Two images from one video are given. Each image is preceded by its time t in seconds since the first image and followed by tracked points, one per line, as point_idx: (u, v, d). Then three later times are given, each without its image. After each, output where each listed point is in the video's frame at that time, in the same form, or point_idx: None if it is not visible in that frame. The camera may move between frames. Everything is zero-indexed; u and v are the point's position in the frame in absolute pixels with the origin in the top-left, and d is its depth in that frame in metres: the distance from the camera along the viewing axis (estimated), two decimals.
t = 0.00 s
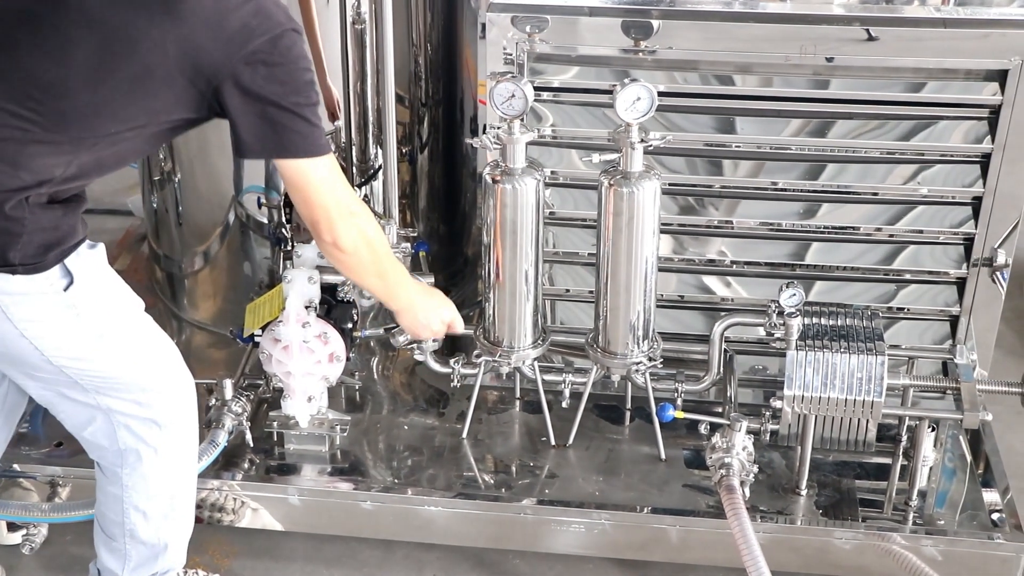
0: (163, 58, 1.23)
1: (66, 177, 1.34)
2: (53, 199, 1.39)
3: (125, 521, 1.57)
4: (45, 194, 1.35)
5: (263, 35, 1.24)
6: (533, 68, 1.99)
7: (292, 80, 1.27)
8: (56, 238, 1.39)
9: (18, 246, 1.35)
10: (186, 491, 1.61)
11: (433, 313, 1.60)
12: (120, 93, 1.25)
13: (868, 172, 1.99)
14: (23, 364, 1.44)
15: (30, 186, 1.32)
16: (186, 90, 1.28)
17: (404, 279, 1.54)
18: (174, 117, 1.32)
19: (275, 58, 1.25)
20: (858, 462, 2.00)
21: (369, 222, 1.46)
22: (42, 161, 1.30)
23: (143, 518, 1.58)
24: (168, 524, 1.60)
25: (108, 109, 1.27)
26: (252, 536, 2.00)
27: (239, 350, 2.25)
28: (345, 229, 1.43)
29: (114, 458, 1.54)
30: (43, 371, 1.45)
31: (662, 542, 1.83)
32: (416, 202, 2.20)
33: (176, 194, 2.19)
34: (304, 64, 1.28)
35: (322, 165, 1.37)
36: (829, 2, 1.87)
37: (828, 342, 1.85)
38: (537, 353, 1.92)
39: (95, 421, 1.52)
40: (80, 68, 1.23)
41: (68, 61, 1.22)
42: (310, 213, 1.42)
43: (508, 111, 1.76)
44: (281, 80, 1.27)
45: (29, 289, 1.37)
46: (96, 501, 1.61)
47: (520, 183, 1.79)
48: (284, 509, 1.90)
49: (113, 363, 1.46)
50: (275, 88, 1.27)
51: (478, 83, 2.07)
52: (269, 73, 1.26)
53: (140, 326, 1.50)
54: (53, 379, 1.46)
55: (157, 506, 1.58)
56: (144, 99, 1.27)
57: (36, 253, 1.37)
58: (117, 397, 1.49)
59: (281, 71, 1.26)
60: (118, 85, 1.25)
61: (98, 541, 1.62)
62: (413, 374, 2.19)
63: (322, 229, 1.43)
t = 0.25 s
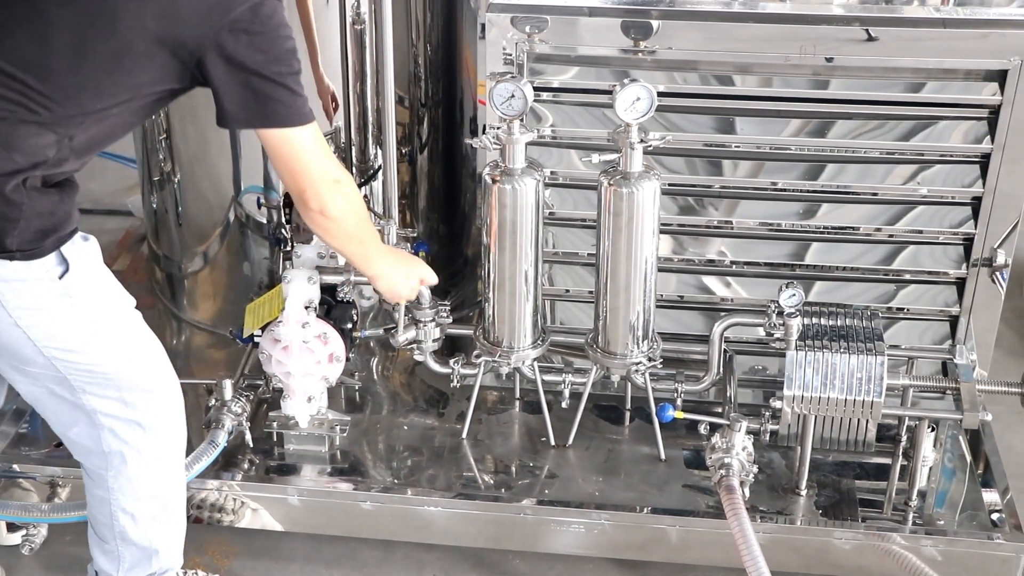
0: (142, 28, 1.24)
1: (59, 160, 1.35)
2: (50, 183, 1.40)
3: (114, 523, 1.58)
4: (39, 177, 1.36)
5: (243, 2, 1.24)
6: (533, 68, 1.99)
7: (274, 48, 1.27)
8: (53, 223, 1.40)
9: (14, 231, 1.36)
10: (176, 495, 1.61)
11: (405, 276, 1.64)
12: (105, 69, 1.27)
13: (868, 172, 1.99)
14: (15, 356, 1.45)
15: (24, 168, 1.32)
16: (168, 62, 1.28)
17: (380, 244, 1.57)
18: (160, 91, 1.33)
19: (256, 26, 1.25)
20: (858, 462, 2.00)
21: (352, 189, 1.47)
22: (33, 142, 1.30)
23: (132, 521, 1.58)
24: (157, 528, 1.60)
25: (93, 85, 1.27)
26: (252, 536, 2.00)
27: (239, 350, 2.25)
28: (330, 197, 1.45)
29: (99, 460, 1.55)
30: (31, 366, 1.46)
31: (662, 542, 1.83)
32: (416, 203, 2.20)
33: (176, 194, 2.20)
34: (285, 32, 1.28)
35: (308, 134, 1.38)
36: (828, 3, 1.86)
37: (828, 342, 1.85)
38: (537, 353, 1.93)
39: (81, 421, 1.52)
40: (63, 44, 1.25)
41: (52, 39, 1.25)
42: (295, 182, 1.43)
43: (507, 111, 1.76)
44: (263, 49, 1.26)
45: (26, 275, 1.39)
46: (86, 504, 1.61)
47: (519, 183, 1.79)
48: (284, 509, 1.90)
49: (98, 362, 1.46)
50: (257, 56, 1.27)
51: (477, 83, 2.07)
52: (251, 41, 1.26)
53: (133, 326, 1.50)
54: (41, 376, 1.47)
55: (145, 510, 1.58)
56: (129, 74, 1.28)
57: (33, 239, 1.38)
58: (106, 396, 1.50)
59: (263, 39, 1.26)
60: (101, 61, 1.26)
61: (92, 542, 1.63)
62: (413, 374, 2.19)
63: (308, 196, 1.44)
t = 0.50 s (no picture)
0: (134, 9, 1.28)
1: (56, 146, 1.37)
2: (47, 168, 1.41)
3: (102, 524, 1.59)
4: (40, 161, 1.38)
5: None
6: (533, 69, 1.98)
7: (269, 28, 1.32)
8: (51, 209, 1.41)
9: (15, 216, 1.37)
10: (163, 496, 1.61)
11: (388, 262, 1.70)
12: (99, 50, 1.30)
13: (869, 173, 1.99)
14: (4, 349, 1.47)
15: (24, 151, 1.34)
16: (162, 42, 1.32)
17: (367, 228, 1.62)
18: (153, 71, 1.37)
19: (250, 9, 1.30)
20: (859, 462, 2.00)
21: (345, 170, 1.54)
22: (33, 126, 1.33)
23: (118, 523, 1.59)
24: (144, 531, 1.61)
25: (89, 66, 1.31)
26: (252, 536, 2.00)
27: (239, 351, 2.25)
28: (327, 174, 1.51)
29: (82, 462, 1.55)
30: (18, 362, 1.48)
31: (663, 543, 1.83)
32: (416, 204, 2.20)
33: (176, 194, 2.20)
34: (277, 13, 1.33)
35: (305, 114, 1.45)
36: (828, 3, 1.87)
37: (828, 342, 1.85)
38: (537, 353, 1.93)
39: (65, 421, 1.53)
40: (57, 28, 1.28)
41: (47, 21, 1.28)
42: (292, 163, 1.49)
43: (507, 111, 1.76)
44: (256, 30, 1.31)
45: (23, 262, 1.40)
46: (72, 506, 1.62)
47: (520, 183, 1.79)
48: (284, 510, 1.90)
49: (81, 358, 1.48)
50: (250, 38, 1.32)
51: (478, 84, 2.07)
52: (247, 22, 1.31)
53: (120, 323, 1.51)
54: (27, 370, 1.49)
55: (131, 511, 1.59)
56: (123, 55, 1.31)
57: (33, 225, 1.40)
58: (91, 394, 1.51)
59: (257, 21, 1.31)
60: (96, 42, 1.29)
61: (85, 544, 1.64)
62: (414, 375, 2.19)
63: (306, 176, 1.50)
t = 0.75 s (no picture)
0: (134, 9, 1.28)
1: (54, 144, 1.37)
2: (46, 165, 1.41)
3: (101, 523, 1.59)
4: (38, 159, 1.38)
5: None
6: (533, 69, 1.98)
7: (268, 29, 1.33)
8: (50, 205, 1.42)
9: (14, 212, 1.38)
10: (161, 493, 1.62)
11: (391, 265, 1.70)
12: (98, 50, 1.30)
13: (869, 173, 1.99)
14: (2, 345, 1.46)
15: (23, 150, 1.35)
16: (161, 42, 1.32)
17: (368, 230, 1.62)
18: (151, 71, 1.37)
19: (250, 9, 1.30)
20: (859, 462, 2.00)
21: (343, 173, 1.53)
22: (32, 124, 1.33)
23: (117, 522, 1.59)
24: (143, 529, 1.61)
25: (88, 65, 1.31)
26: (252, 536, 2.00)
27: (239, 351, 2.25)
28: (325, 176, 1.51)
29: (79, 460, 1.55)
30: (16, 359, 1.48)
31: (663, 543, 1.83)
32: (416, 204, 2.20)
33: (176, 195, 2.20)
34: (276, 14, 1.33)
35: (302, 117, 1.44)
36: (828, 4, 1.88)
37: (829, 342, 1.85)
38: (537, 354, 1.93)
39: (61, 420, 1.53)
40: (56, 26, 1.29)
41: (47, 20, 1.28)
42: (290, 164, 1.49)
43: (508, 112, 1.76)
44: (255, 31, 1.32)
45: (22, 257, 1.40)
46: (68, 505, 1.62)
47: (520, 184, 1.79)
48: (284, 510, 1.90)
49: (79, 355, 1.47)
50: (250, 39, 1.32)
51: (478, 84, 2.07)
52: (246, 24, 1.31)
53: (117, 320, 1.51)
54: (25, 367, 1.48)
55: (129, 509, 1.59)
56: (122, 54, 1.32)
57: (31, 222, 1.40)
58: (90, 391, 1.51)
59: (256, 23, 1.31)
60: (95, 42, 1.30)
61: (83, 544, 1.64)
62: (414, 375, 2.19)
63: (304, 177, 1.50)
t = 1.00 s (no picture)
0: (131, 7, 1.28)
1: (53, 140, 1.38)
2: (44, 163, 1.42)
3: (100, 522, 1.59)
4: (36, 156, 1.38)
5: None
6: (534, 69, 1.98)
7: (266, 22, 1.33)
8: (48, 204, 1.42)
9: (13, 211, 1.38)
10: (161, 493, 1.62)
11: (392, 269, 1.68)
12: (96, 47, 1.30)
13: (869, 173, 1.99)
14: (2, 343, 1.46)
15: (22, 147, 1.36)
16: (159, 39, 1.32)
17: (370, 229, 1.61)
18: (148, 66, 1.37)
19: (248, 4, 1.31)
20: (859, 462, 2.00)
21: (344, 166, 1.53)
22: (30, 121, 1.34)
23: (117, 521, 1.59)
24: (142, 529, 1.61)
25: (86, 63, 1.31)
26: (252, 536, 1.99)
27: (240, 351, 2.25)
28: (326, 169, 1.50)
29: (79, 459, 1.55)
30: (16, 357, 1.48)
31: (663, 543, 1.83)
32: (417, 204, 2.20)
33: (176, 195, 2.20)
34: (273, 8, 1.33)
35: (303, 108, 1.45)
36: (829, 4, 1.88)
37: (829, 343, 1.85)
38: (538, 354, 1.93)
39: (62, 418, 1.53)
40: (54, 25, 1.28)
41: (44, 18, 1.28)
42: (292, 157, 1.49)
43: (508, 112, 1.76)
44: (253, 26, 1.32)
45: (21, 255, 1.40)
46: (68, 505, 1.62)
47: (520, 184, 1.79)
48: (285, 510, 1.90)
49: (78, 353, 1.47)
50: (249, 35, 1.32)
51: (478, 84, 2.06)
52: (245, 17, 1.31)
53: (117, 319, 1.51)
54: (26, 365, 1.48)
55: (128, 508, 1.59)
56: (120, 51, 1.31)
57: (30, 221, 1.41)
58: (90, 389, 1.51)
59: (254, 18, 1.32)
60: (92, 40, 1.30)
61: (83, 543, 1.64)
62: (414, 375, 2.19)
63: (304, 170, 1.50)
